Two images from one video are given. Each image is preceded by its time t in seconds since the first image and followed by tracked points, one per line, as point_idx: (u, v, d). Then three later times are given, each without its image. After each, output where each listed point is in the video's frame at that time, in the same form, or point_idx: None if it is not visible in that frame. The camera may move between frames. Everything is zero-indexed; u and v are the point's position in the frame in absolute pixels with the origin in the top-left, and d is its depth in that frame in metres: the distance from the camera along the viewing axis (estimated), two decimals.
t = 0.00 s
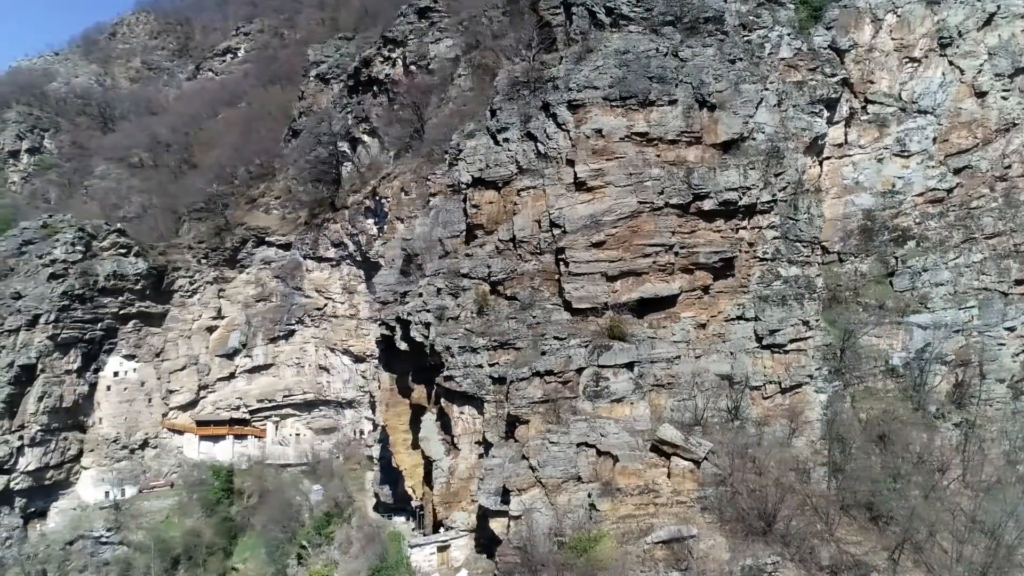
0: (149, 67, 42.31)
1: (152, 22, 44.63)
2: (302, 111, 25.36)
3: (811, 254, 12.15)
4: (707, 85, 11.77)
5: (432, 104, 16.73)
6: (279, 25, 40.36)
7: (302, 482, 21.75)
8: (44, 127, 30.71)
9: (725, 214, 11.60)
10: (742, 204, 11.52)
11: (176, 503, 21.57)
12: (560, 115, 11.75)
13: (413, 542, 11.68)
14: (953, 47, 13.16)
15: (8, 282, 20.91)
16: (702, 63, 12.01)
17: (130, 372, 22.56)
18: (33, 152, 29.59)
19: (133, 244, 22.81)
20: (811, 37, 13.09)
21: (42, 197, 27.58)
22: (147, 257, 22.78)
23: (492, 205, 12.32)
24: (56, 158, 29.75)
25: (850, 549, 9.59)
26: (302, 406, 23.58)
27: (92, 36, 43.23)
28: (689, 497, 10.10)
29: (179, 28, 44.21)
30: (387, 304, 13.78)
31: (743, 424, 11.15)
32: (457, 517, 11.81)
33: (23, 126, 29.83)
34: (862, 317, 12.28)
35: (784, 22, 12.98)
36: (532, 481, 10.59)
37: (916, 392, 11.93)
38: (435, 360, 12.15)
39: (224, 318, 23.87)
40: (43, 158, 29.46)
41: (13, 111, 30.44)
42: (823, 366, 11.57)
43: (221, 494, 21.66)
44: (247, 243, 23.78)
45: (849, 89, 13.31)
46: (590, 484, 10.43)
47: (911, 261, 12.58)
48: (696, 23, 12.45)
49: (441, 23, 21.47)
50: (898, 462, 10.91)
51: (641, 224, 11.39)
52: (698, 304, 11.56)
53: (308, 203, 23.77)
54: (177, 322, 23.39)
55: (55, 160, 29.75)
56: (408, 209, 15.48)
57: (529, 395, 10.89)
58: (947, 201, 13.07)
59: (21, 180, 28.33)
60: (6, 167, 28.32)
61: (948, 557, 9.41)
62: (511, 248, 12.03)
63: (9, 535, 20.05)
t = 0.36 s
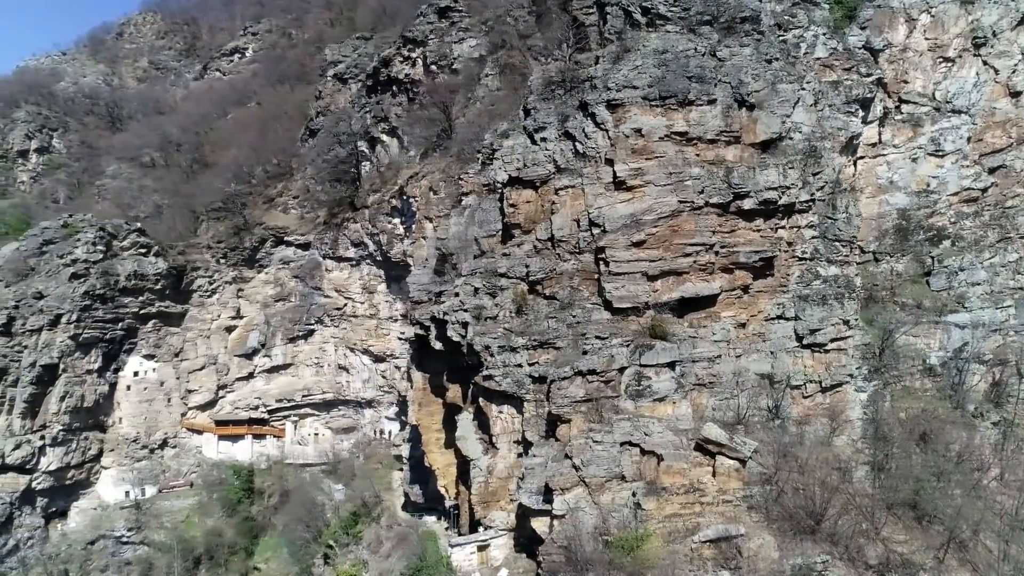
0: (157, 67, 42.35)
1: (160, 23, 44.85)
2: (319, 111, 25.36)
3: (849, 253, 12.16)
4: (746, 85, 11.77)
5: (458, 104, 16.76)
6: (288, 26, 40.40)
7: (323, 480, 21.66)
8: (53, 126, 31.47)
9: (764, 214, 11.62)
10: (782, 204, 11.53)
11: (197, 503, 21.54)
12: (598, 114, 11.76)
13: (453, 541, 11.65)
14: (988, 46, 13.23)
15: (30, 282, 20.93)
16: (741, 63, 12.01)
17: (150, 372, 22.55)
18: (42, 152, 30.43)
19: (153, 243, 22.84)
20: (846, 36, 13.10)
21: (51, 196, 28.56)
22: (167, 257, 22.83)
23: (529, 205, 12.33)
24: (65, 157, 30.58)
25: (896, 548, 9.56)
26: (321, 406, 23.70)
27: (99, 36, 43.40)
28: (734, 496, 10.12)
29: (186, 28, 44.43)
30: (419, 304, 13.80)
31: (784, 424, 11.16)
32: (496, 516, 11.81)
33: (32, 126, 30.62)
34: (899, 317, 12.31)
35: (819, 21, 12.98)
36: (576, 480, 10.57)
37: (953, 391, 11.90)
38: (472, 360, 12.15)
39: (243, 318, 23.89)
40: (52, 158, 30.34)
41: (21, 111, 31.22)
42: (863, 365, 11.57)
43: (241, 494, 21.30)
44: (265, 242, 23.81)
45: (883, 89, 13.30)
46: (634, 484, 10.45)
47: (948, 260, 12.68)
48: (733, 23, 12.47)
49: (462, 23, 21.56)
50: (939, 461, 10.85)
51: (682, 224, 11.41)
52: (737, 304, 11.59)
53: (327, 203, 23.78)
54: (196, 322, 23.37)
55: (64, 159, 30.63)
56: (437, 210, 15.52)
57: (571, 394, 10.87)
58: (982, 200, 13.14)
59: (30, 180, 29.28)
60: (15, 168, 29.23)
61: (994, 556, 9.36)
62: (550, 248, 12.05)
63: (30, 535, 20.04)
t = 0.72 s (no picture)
0: (164, 67, 42.34)
1: (167, 23, 44.95)
2: (337, 110, 25.38)
3: (887, 253, 12.20)
4: (785, 85, 11.78)
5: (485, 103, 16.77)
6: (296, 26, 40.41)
7: (344, 480, 21.65)
8: (62, 126, 32.14)
9: (804, 213, 11.63)
10: (821, 204, 11.53)
11: (217, 502, 21.54)
12: (637, 114, 11.77)
13: (494, 541, 11.66)
14: (1022, 47, 13.33)
15: (52, 282, 21.00)
16: (779, 63, 12.00)
17: (169, 372, 22.59)
18: (51, 152, 31.06)
19: (173, 243, 22.80)
20: (882, 36, 13.09)
21: (60, 195, 29.19)
22: (186, 258, 22.82)
23: (567, 205, 12.34)
24: (73, 157, 31.30)
25: (943, 547, 9.56)
26: (340, 405, 23.70)
27: (107, 36, 43.48)
28: (781, 495, 10.11)
29: (194, 28, 44.55)
30: (453, 303, 13.83)
31: (825, 423, 11.17)
32: (535, 515, 11.82)
33: (41, 126, 31.41)
34: (936, 316, 12.33)
35: (854, 21, 12.96)
36: (619, 479, 10.60)
37: (992, 391, 11.93)
38: (510, 360, 12.17)
39: (262, 318, 23.83)
40: (60, 158, 30.94)
41: (31, 111, 31.97)
42: (903, 365, 11.59)
43: (262, 494, 21.47)
44: (284, 242, 23.82)
45: (917, 89, 13.27)
46: (678, 483, 10.48)
47: (984, 260, 12.73)
48: (769, 23, 12.47)
49: (482, 23, 21.61)
50: (982, 460, 10.86)
51: (722, 224, 11.42)
52: (776, 303, 11.62)
53: (345, 203, 23.78)
54: (215, 322, 23.35)
55: (72, 159, 31.31)
56: (466, 210, 15.54)
57: (614, 394, 10.87)
58: (1016, 200, 13.31)
59: (38, 180, 29.85)
60: (24, 168, 29.89)
61: None
62: (588, 248, 12.05)
63: (53, 535, 20.05)
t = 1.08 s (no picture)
0: (173, 67, 42.29)
1: (174, 22, 44.95)
2: (356, 110, 25.45)
3: (926, 253, 12.21)
4: (824, 84, 11.77)
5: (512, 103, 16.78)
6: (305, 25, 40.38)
7: (366, 479, 21.68)
8: (72, 126, 31.96)
9: (844, 212, 11.64)
10: (862, 203, 11.54)
11: (239, 502, 21.55)
12: (676, 114, 11.80)
13: (535, 539, 11.68)
14: None
15: (74, 281, 21.02)
16: (817, 62, 11.96)
17: (190, 372, 22.59)
18: (61, 152, 30.83)
19: (193, 243, 22.75)
20: (917, 35, 13.10)
21: (71, 196, 28.94)
22: (207, 257, 22.77)
23: (605, 204, 12.40)
24: (83, 158, 31.07)
25: (991, 546, 9.54)
26: (360, 405, 23.75)
27: (115, 35, 43.47)
28: (827, 494, 10.12)
29: (201, 28, 44.61)
30: (488, 303, 13.95)
31: (865, 421, 11.23)
32: (575, 515, 11.84)
33: (51, 126, 31.12)
34: (975, 315, 12.36)
35: (890, 21, 12.93)
36: (663, 478, 10.63)
37: None
38: (550, 359, 12.20)
39: (281, 317, 23.80)
40: (71, 158, 30.70)
41: (42, 110, 31.81)
42: (943, 364, 11.68)
43: (284, 494, 21.49)
44: (304, 242, 23.87)
45: (952, 89, 13.33)
46: (723, 481, 10.49)
47: (1021, 259, 12.86)
48: (807, 23, 12.47)
49: (504, 23, 21.63)
50: None
51: (763, 223, 11.43)
52: (817, 303, 11.62)
53: (365, 202, 23.80)
54: (235, 321, 23.34)
55: (82, 160, 31.02)
56: (497, 209, 15.57)
57: (657, 393, 10.91)
58: None
59: (49, 180, 29.67)
60: (34, 168, 29.66)
61: None
62: (627, 247, 12.07)
63: (77, 534, 20.11)
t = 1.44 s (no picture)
0: (180, 67, 42.30)
1: (181, 22, 44.99)
2: (374, 110, 25.46)
3: (965, 252, 12.19)
4: (863, 84, 11.78)
5: (539, 103, 16.78)
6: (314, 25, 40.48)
7: (387, 479, 21.66)
8: (81, 126, 32.45)
9: (884, 212, 11.66)
10: (901, 202, 11.55)
11: (259, 502, 21.55)
12: (715, 113, 11.82)
13: (576, 538, 11.73)
14: None
15: (95, 281, 21.05)
16: (855, 62, 11.97)
17: (210, 371, 22.60)
18: (70, 151, 31.45)
19: (212, 242, 22.71)
20: (953, 35, 13.10)
21: (80, 196, 29.66)
22: (227, 256, 22.77)
23: (643, 203, 12.43)
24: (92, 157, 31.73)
25: None
26: (379, 404, 23.68)
27: (122, 35, 43.49)
28: (874, 493, 10.17)
29: (208, 27, 44.70)
30: (522, 302, 13.92)
31: (907, 420, 11.24)
32: (614, 514, 11.85)
33: (60, 126, 31.64)
34: (1011, 315, 12.42)
35: (925, 21, 12.93)
36: (707, 476, 10.63)
37: None
38: (588, 358, 12.23)
39: (300, 317, 23.75)
40: (80, 158, 31.34)
41: (50, 110, 32.23)
42: (983, 363, 11.80)
43: (304, 493, 21.53)
44: (323, 242, 23.86)
45: (987, 88, 13.38)
46: (767, 480, 10.50)
47: None
48: (845, 22, 12.42)
49: (524, 22, 21.66)
50: None
51: (803, 222, 11.44)
52: (857, 302, 11.64)
53: (384, 202, 23.81)
54: (254, 321, 23.35)
55: (91, 159, 31.62)
56: (527, 209, 15.57)
57: (700, 392, 10.93)
58: None
59: (58, 180, 30.32)
60: (43, 168, 30.34)
61: None
62: (666, 247, 12.08)
63: (99, 534, 20.13)
